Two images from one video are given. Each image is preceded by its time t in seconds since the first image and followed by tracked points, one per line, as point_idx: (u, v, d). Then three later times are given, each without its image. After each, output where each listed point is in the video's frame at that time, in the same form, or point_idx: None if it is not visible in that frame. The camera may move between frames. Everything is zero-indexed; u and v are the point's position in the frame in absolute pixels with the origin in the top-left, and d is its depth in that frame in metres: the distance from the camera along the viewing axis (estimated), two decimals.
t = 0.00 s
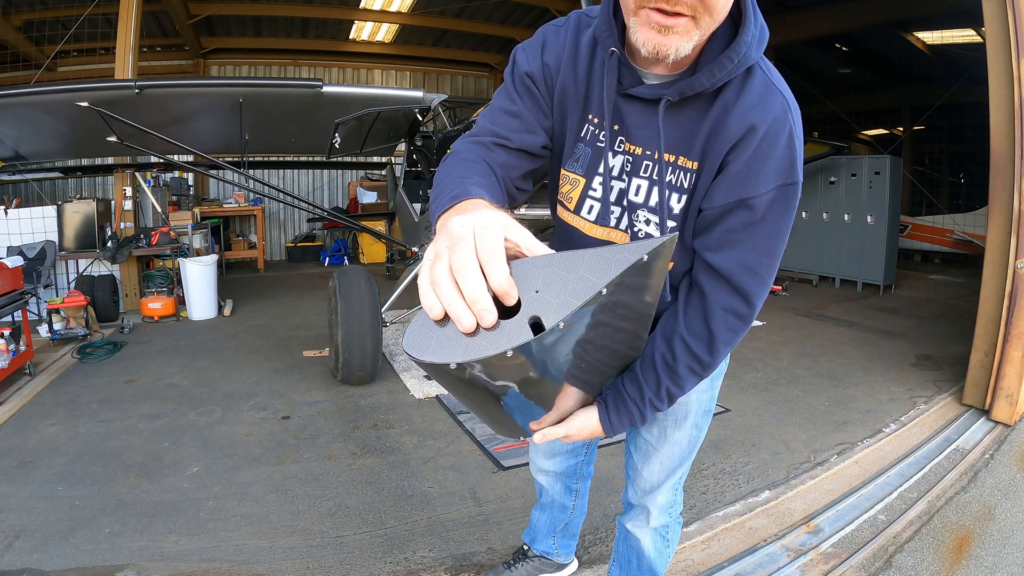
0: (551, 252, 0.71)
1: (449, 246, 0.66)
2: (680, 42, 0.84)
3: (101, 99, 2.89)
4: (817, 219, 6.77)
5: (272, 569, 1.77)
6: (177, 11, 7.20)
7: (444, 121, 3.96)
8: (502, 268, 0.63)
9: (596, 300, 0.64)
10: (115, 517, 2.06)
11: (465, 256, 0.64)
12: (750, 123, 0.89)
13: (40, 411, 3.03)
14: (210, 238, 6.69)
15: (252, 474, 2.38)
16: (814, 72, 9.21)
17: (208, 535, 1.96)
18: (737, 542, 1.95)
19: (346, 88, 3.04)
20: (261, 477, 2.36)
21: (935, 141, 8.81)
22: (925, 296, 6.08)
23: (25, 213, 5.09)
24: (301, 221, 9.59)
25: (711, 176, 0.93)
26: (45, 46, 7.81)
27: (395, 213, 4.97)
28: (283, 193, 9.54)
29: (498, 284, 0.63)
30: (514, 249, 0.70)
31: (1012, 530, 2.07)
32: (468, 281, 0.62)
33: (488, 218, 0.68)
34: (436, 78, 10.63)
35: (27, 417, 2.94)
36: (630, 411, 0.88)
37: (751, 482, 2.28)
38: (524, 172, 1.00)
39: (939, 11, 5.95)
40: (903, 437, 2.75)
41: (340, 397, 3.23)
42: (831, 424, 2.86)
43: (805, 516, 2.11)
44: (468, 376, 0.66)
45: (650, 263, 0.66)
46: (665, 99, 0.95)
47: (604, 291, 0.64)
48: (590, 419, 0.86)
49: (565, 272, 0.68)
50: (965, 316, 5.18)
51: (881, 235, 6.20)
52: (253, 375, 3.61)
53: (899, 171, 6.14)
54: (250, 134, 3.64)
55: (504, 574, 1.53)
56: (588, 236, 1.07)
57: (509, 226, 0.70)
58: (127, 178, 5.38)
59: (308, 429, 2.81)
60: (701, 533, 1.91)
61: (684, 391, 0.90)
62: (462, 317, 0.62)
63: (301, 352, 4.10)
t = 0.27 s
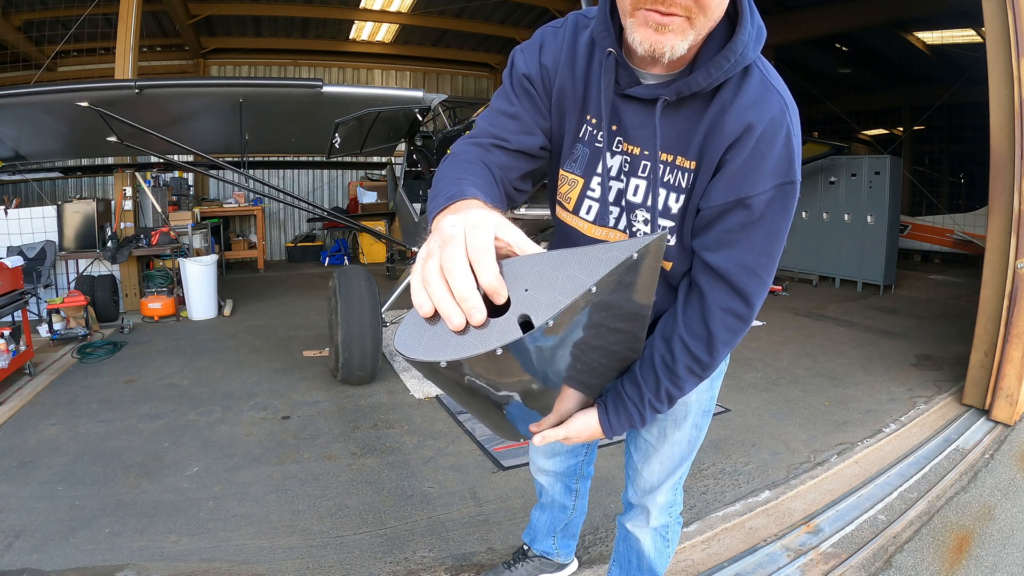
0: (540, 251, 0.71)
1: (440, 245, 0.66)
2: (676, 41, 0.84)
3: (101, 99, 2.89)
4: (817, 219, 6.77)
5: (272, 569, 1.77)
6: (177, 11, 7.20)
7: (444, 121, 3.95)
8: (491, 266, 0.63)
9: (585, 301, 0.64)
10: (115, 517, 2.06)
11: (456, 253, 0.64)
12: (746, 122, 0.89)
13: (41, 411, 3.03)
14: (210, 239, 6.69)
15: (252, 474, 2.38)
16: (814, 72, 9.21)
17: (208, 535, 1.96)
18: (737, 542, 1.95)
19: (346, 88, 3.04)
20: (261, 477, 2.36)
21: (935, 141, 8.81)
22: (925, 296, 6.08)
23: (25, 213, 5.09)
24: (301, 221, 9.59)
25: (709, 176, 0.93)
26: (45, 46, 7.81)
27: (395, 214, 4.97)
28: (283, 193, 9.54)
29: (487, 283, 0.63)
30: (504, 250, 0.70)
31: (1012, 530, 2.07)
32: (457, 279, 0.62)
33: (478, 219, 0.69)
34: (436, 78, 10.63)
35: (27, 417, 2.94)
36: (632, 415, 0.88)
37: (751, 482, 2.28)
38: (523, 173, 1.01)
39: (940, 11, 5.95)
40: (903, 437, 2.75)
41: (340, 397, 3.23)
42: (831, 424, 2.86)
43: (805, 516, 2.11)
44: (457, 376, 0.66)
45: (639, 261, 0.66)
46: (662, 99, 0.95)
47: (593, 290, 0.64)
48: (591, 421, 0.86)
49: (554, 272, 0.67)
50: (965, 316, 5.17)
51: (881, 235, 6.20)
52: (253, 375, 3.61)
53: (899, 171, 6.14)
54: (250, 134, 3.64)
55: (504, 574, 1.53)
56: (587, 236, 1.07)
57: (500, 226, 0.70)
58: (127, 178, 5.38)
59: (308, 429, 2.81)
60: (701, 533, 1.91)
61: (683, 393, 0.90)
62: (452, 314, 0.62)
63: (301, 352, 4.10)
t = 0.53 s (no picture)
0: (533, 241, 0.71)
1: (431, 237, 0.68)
2: (673, 40, 0.83)
3: (101, 99, 2.89)
4: (817, 219, 6.77)
5: (272, 569, 1.77)
6: (177, 11, 7.20)
7: (444, 121, 3.95)
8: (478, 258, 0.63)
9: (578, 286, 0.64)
10: (115, 517, 2.06)
11: (441, 242, 0.65)
12: (744, 122, 0.89)
13: (41, 411, 3.03)
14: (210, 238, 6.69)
15: (252, 474, 2.38)
16: (814, 72, 9.21)
17: (208, 535, 1.96)
18: (737, 542, 1.95)
19: (346, 88, 3.04)
20: (261, 477, 2.36)
21: (935, 141, 8.80)
22: (925, 296, 6.08)
23: (25, 213, 5.09)
24: (301, 221, 9.59)
25: (708, 176, 0.93)
26: (45, 46, 7.81)
27: (395, 213, 4.97)
28: (283, 193, 9.54)
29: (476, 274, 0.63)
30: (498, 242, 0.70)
31: (1012, 530, 2.07)
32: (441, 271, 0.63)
33: (471, 212, 0.69)
34: (436, 78, 10.63)
35: (27, 417, 2.94)
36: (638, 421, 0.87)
37: (751, 482, 2.28)
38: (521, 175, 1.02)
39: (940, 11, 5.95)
40: (903, 437, 2.75)
41: (341, 396, 3.23)
42: (831, 424, 2.86)
43: (805, 516, 2.11)
44: (447, 375, 0.66)
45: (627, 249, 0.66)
46: (660, 99, 0.95)
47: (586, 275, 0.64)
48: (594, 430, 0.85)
49: (547, 260, 0.66)
50: (965, 316, 5.17)
51: (881, 235, 6.20)
52: (253, 375, 3.61)
53: (899, 171, 6.14)
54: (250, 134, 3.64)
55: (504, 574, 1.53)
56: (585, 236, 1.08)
57: (494, 218, 0.70)
58: (127, 178, 5.38)
59: (308, 429, 2.81)
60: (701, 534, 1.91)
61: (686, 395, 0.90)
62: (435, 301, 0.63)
63: (301, 352, 4.10)
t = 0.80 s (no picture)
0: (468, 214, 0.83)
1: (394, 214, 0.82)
2: (671, 42, 0.84)
3: (101, 99, 2.89)
4: (817, 219, 6.77)
5: (272, 569, 1.77)
6: (177, 11, 7.20)
7: (444, 121, 3.95)
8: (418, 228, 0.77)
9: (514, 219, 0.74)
10: (115, 517, 2.06)
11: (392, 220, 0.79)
12: (745, 121, 0.89)
13: (41, 411, 3.03)
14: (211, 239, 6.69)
15: (252, 474, 2.38)
16: (814, 72, 9.21)
17: (208, 535, 1.96)
18: (737, 542, 1.95)
19: (346, 88, 3.04)
20: (261, 477, 2.36)
21: (935, 141, 8.80)
22: (925, 296, 6.08)
23: (25, 213, 5.09)
24: (301, 221, 9.59)
25: (710, 176, 0.93)
26: (44, 46, 7.80)
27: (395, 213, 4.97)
28: (283, 193, 9.54)
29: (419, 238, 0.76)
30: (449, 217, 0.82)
31: (1013, 530, 2.07)
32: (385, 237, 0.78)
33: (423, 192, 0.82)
34: (436, 78, 10.63)
35: (27, 417, 2.94)
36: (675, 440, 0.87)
37: (751, 482, 2.28)
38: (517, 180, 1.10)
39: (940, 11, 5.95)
40: (903, 437, 2.75)
41: (341, 396, 3.23)
42: (831, 424, 2.86)
43: (805, 516, 2.11)
44: (434, 344, 0.66)
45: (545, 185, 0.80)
46: (659, 98, 0.95)
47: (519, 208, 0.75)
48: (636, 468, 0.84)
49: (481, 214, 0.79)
50: (965, 316, 5.17)
51: (881, 235, 6.20)
52: (253, 375, 3.61)
53: (899, 171, 6.15)
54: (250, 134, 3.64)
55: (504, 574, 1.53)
56: (584, 236, 1.09)
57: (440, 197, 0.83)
58: (127, 178, 5.38)
59: (308, 429, 2.81)
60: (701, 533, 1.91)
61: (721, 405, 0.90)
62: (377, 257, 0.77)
63: (301, 352, 4.10)
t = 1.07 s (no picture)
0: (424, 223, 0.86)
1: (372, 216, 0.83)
2: (669, 38, 0.83)
3: (101, 99, 2.89)
4: (817, 219, 6.77)
5: (272, 569, 1.77)
6: (177, 11, 7.20)
7: (444, 121, 3.95)
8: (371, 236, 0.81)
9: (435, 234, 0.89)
10: (115, 517, 2.06)
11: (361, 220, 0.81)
12: (749, 121, 0.89)
13: (40, 411, 3.02)
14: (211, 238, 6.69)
15: (252, 474, 2.38)
16: (813, 72, 9.21)
17: (208, 535, 1.96)
18: (737, 542, 1.94)
19: (346, 88, 3.04)
20: (261, 477, 2.36)
21: (935, 141, 8.80)
22: (925, 296, 6.08)
23: (25, 213, 5.09)
24: (301, 221, 9.59)
25: (715, 175, 0.93)
26: (44, 46, 7.80)
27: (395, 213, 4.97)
28: (283, 193, 9.54)
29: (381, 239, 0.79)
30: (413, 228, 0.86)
31: (1013, 530, 2.07)
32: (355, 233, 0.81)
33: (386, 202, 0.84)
34: (436, 78, 10.63)
35: (27, 417, 2.94)
36: (718, 431, 0.81)
37: (751, 482, 2.28)
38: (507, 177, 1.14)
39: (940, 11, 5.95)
40: (903, 437, 2.75)
41: (341, 396, 3.23)
42: (831, 424, 2.86)
43: (805, 516, 2.11)
44: (415, 307, 0.72)
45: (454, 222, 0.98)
46: (659, 98, 0.95)
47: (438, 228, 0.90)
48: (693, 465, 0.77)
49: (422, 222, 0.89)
50: (965, 316, 5.17)
51: (881, 235, 6.20)
52: (253, 375, 3.61)
53: (899, 171, 6.15)
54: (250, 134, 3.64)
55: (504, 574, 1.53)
56: (584, 236, 1.09)
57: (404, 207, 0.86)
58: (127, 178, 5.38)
59: (308, 429, 2.81)
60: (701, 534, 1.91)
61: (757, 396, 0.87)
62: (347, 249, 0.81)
63: (302, 352, 4.10)
